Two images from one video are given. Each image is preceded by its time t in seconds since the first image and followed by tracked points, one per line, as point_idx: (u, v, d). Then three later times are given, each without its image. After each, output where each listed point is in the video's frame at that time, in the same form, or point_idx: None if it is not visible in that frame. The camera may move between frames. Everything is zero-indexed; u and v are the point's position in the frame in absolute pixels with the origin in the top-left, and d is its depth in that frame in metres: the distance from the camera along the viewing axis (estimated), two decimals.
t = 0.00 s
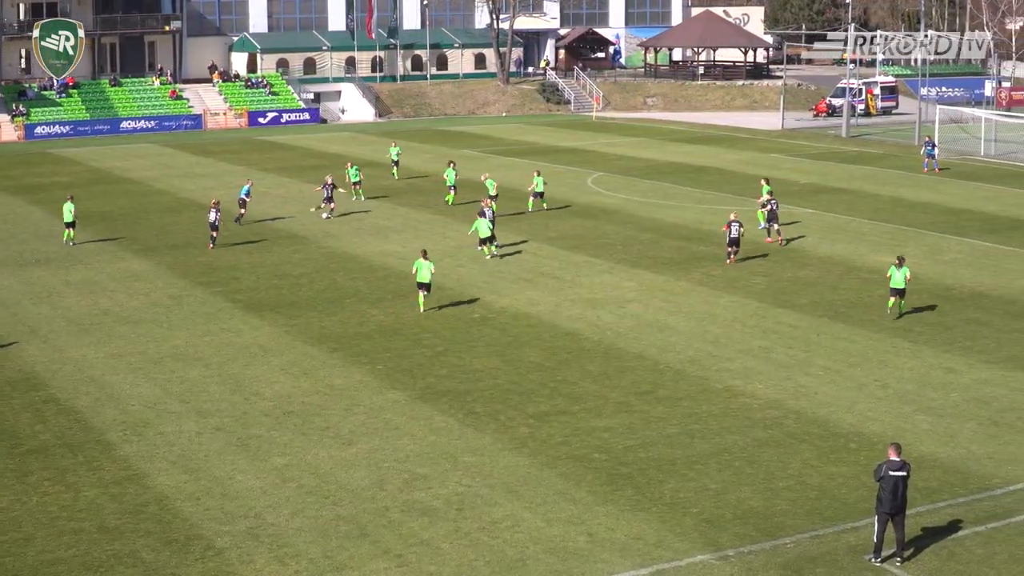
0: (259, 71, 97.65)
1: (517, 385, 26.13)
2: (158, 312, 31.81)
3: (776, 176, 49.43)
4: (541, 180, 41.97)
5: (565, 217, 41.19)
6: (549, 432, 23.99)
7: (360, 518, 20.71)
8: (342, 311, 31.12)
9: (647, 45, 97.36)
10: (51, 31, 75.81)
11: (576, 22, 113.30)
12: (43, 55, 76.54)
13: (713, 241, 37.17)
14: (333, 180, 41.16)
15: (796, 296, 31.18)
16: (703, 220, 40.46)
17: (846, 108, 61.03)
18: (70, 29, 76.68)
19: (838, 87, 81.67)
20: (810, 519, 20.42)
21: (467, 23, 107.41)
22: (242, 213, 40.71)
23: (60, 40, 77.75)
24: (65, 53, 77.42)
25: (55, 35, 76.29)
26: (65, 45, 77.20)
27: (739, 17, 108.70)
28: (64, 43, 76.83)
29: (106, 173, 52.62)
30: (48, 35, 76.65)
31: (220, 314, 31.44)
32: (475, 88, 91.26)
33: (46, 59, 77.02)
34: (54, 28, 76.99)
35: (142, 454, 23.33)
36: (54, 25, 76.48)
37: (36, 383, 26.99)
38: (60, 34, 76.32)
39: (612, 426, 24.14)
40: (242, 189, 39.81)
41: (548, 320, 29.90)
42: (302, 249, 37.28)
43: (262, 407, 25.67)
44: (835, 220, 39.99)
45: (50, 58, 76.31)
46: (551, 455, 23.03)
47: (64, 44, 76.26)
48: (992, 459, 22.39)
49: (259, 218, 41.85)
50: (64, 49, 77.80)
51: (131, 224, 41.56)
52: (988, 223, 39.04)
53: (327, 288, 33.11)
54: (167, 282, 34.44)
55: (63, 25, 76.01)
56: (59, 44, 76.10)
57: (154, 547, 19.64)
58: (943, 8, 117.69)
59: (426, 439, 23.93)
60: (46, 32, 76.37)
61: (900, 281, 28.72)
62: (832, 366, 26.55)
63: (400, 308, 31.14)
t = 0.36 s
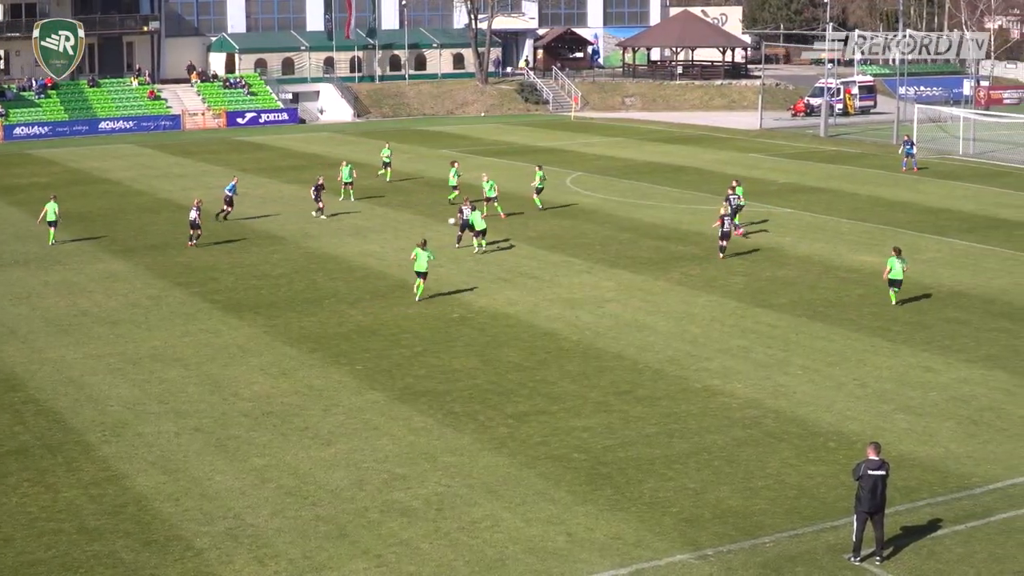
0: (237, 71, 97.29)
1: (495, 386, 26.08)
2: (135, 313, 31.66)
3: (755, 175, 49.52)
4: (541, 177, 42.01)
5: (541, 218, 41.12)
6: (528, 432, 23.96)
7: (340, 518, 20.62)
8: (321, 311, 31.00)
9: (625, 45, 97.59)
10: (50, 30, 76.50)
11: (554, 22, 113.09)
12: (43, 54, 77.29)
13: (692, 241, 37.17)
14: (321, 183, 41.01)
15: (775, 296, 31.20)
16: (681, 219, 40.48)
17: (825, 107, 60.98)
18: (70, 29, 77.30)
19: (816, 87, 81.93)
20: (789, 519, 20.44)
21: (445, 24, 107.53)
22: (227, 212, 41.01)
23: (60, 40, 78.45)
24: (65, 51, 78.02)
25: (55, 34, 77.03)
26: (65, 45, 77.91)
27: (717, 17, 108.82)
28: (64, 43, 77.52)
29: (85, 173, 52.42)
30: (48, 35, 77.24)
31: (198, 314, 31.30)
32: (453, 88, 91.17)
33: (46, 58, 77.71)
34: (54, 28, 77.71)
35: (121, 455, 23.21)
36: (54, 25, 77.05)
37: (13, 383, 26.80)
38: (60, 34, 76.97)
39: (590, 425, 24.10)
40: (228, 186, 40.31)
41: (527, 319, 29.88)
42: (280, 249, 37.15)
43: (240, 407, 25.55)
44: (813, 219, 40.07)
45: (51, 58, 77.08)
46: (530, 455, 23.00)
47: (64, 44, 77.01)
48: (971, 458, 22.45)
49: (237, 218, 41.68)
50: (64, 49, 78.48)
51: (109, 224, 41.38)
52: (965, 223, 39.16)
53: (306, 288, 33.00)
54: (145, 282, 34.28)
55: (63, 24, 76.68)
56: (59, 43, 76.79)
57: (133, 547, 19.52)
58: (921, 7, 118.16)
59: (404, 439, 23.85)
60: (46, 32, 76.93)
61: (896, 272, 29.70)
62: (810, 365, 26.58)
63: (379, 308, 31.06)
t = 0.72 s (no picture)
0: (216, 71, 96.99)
1: (476, 386, 26.09)
2: (115, 314, 31.48)
3: (735, 175, 49.59)
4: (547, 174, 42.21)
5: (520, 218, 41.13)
6: (509, 432, 23.97)
7: (321, 520, 20.56)
8: (301, 311, 30.90)
9: (605, 45, 97.77)
10: (50, 31, 77.97)
11: (534, 22, 113.16)
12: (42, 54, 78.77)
13: (671, 240, 37.20)
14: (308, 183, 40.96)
15: (755, 295, 31.24)
16: (661, 219, 40.50)
17: (804, 106, 61.17)
18: (70, 29, 78.82)
19: (796, 86, 82.21)
20: (769, 518, 20.47)
21: (425, 24, 108.16)
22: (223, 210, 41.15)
23: (60, 40, 79.89)
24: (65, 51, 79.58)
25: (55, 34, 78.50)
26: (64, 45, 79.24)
27: (696, 17, 109.06)
28: (63, 44, 78.85)
29: (64, 174, 52.17)
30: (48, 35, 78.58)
31: (179, 315, 31.14)
32: (432, 88, 91.14)
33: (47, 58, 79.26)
34: (54, 29, 79.33)
35: (102, 456, 23.11)
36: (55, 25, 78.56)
37: None
38: (60, 34, 78.44)
39: (570, 425, 24.13)
40: (223, 187, 40.63)
41: (507, 319, 29.87)
42: (260, 250, 37.03)
43: (221, 409, 25.44)
44: (792, 219, 40.16)
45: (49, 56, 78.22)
46: (510, 455, 22.98)
47: (64, 44, 78.46)
48: (951, 457, 22.54)
49: (216, 219, 41.55)
50: (64, 49, 80.00)
51: (89, 225, 41.19)
52: (944, 221, 39.33)
53: (285, 288, 32.91)
54: (126, 283, 34.12)
55: (63, 24, 78.14)
56: (59, 43, 78.18)
57: (114, 549, 19.42)
58: (900, 7, 118.64)
59: (385, 440, 23.82)
60: (46, 31, 78.23)
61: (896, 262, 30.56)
62: (790, 364, 26.62)
63: (359, 309, 31.00)
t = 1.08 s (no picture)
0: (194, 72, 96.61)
1: (455, 386, 26.06)
2: (93, 316, 31.31)
3: (714, 175, 49.72)
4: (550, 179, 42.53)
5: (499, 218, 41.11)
6: (488, 432, 23.95)
7: (302, 520, 20.49)
8: (280, 313, 30.78)
9: (584, 45, 97.82)
10: (51, 31, 79.51)
11: (512, 22, 113.50)
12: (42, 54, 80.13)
13: (649, 240, 37.24)
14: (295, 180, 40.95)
15: (734, 295, 31.31)
16: (640, 218, 40.56)
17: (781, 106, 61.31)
18: (70, 29, 80.44)
19: (774, 86, 82.43)
20: (749, 517, 20.50)
21: (403, 24, 107.49)
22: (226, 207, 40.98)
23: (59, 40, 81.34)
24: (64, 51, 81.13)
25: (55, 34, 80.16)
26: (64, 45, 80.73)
27: (674, 17, 109.21)
28: (64, 43, 80.41)
29: (41, 175, 51.86)
30: (48, 35, 80.08)
31: (158, 317, 31.01)
32: (411, 89, 91.14)
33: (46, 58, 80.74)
34: (53, 29, 80.69)
35: (80, 458, 22.97)
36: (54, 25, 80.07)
37: None
38: (60, 34, 80.08)
39: (550, 425, 24.12)
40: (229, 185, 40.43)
41: (486, 320, 29.84)
42: (238, 251, 36.88)
43: (200, 411, 25.33)
44: (770, 219, 40.28)
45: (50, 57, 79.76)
46: (490, 455, 22.96)
47: (64, 44, 80.16)
48: (930, 455, 22.62)
49: (195, 220, 41.37)
50: (64, 49, 81.43)
51: (66, 227, 40.95)
52: (921, 220, 39.49)
53: (264, 289, 32.79)
54: (104, 285, 33.93)
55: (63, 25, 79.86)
56: (59, 43, 79.89)
57: (93, 551, 19.31)
58: (878, 7, 118.98)
59: (364, 441, 23.76)
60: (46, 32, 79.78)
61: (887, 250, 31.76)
62: (770, 364, 26.68)
63: (338, 309, 30.92)
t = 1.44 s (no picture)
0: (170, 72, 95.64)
1: (432, 386, 26.03)
2: (69, 317, 31.14)
3: (690, 174, 49.83)
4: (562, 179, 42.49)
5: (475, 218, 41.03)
6: (466, 432, 23.93)
7: (279, 522, 20.42)
8: (256, 313, 30.67)
9: (559, 45, 97.91)
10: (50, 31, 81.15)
11: (488, 22, 113.60)
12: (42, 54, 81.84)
13: (626, 240, 37.29)
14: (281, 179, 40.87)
15: (710, 294, 31.36)
16: (616, 218, 40.59)
17: (757, 105, 61.44)
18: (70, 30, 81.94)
19: (749, 86, 82.74)
20: (725, 515, 20.53)
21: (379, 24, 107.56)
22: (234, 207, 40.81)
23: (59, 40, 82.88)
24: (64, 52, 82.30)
25: (55, 34, 81.67)
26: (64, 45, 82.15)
27: (650, 17, 109.37)
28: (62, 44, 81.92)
29: (16, 176, 51.58)
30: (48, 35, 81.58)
31: (135, 318, 30.86)
32: (387, 89, 90.89)
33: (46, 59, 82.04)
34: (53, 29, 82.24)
35: (57, 460, 22.85)
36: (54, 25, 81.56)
37: None
38: (60, 33, 81.53)
39: (526, 424, 24.12)
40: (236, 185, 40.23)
41: (463, 319, 29.81)
42: (215, 251, 36.73)
43: (177, 412, 25.22)
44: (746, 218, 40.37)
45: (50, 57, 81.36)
46: (467, 455, 22.94)
47: (63, 44, 81.82)
48: (905, 453, 22.70)
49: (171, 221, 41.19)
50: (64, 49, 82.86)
51: (41, 228, 40.72)
52: (897, 219, 39.66)
53: (241, 290, 32.67)
54: (79, 286, 33.75)
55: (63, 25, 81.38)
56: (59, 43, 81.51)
57: (70, 552, 19.20)
58: (853, 7, 119.52)
59: (341, 442, 23.68)
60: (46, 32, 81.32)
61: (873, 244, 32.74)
62: (746, 363, 26.72)
63: (315, 309, 30.85)
